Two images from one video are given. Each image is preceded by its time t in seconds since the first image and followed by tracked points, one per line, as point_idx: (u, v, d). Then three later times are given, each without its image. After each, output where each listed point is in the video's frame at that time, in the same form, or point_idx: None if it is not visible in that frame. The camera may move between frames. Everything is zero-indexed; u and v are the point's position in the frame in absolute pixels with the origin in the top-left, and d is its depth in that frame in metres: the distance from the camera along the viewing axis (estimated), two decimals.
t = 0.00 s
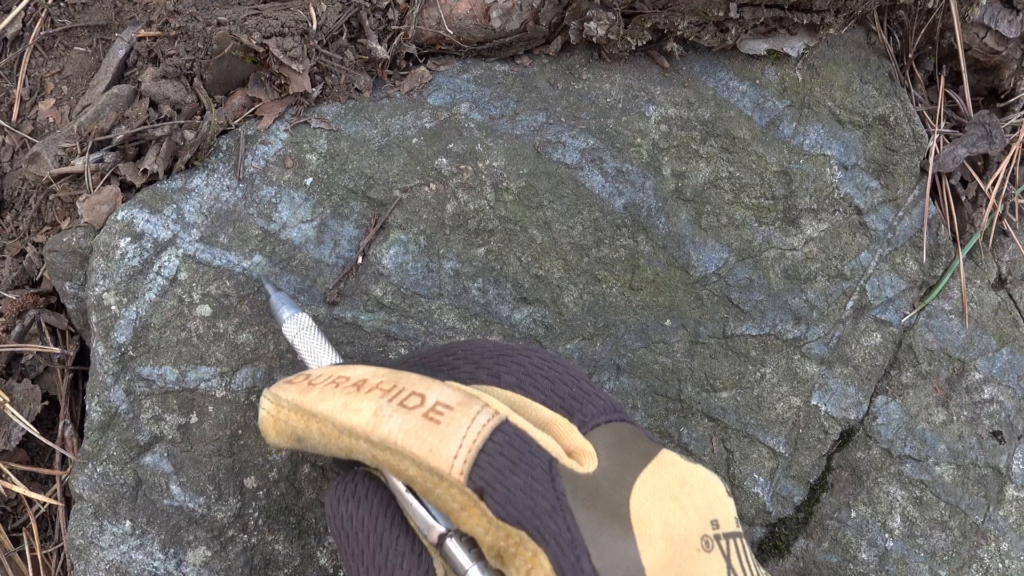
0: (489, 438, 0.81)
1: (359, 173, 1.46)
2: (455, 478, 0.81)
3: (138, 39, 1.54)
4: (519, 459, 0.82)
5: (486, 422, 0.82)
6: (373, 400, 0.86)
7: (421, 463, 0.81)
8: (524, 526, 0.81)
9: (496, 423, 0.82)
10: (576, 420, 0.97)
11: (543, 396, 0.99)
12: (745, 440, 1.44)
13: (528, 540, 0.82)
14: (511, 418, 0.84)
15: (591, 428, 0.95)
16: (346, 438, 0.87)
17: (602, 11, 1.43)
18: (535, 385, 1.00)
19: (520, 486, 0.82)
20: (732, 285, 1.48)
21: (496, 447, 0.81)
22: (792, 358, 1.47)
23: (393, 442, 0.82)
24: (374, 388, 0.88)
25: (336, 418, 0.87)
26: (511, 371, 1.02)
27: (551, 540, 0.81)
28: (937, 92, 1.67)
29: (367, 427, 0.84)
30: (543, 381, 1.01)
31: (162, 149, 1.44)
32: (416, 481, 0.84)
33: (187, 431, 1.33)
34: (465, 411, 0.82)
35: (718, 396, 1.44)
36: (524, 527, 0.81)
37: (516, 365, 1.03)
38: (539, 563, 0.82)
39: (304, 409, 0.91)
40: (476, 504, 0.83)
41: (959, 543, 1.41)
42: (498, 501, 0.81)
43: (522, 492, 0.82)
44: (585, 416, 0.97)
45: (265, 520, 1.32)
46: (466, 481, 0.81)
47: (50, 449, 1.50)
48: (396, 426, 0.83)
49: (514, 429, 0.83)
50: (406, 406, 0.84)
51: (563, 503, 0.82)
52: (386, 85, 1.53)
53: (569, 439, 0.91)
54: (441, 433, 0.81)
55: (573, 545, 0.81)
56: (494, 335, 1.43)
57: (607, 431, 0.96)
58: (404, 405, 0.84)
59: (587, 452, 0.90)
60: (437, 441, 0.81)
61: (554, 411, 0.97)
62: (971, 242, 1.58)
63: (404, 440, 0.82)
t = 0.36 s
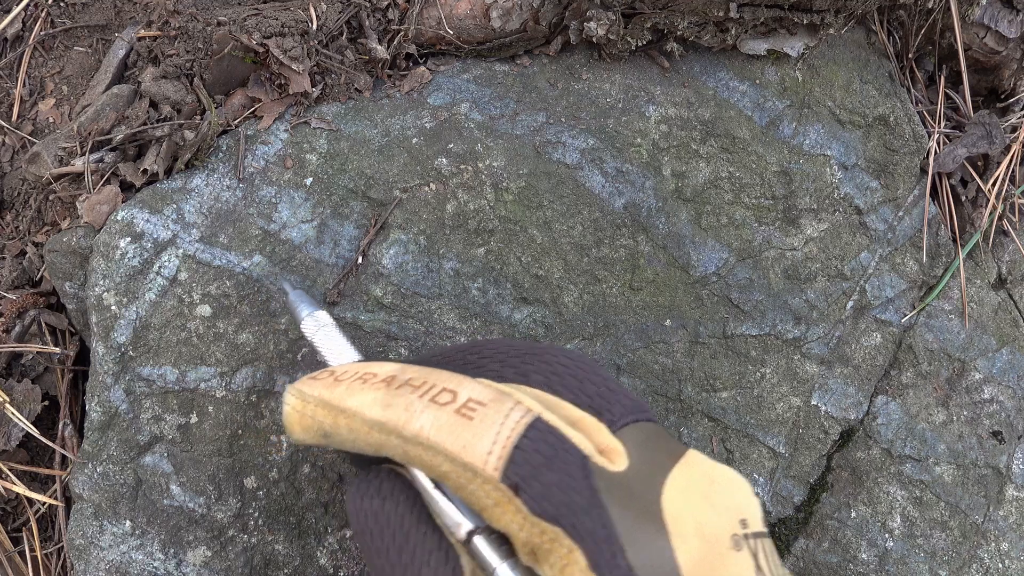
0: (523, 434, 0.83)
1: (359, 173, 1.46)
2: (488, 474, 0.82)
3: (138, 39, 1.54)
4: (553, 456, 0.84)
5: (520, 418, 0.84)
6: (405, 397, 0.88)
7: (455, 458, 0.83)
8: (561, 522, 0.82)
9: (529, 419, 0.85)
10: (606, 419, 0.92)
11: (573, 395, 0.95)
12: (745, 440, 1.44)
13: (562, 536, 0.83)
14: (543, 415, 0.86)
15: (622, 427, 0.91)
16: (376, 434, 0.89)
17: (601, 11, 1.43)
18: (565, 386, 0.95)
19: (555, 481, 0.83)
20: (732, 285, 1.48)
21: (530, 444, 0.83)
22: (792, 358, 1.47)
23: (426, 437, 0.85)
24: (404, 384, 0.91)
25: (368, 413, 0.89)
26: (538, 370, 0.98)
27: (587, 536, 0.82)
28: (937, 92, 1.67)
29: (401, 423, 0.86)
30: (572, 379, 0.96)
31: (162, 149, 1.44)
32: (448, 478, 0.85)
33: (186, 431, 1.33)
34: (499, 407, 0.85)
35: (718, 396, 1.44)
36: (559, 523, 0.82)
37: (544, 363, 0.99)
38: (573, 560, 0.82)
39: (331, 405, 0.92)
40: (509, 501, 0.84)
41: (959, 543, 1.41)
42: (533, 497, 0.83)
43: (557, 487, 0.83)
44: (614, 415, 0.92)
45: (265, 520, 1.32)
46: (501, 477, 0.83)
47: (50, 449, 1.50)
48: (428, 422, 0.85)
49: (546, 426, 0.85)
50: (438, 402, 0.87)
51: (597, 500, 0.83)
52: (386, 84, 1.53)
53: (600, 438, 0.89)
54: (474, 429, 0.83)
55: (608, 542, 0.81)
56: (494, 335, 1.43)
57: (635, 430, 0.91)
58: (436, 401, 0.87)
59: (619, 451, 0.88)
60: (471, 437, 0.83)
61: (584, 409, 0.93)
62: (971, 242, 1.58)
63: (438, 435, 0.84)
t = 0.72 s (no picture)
0: (523, 381, 0.85)
1: (359, 173, 1.46)
2: (493, 421, 0.84)
3: (138, 39, 1.54)
4: (556, 398, 0.85)
5: (519, 367, 0.86)
6: (400, 355, 0.90)
7: (458, 409, 0.85)
8: (570, 462, 0.83)
9: (527, 368, 0.87)
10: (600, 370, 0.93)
11: (562, 348, 0.94)
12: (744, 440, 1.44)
13: (573, 476, 0.83)
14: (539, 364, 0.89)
15: (618, 376, 0.93)
16: (372, 393, 0.90)
17: (601, 11, 1.43)
18: (556, 343, 0.94)
19: (562, 423, 0.84)
20: (732, 285, 1.48)
21: (532, 389, 0.85)
22: (792, 358, 1.47)
23: (425, 390, 0.86)
24: (394, 344, 0.92)
25: (361, 374, 0.89)
26: (526, 329, 0.95)
27: (599, 473, 0.82)
28: (937, 92, 1.67)
29: (398, 379, 0.87)
30: (564, 338, 0.96)
31: (162, 149, 1.44)
32: (452, 429, 0.87)
33: (186, 431, 1.33)
34: (496, 359, 0.87)
35: (718, 396, 1.44)
36: (568, 463, 0.83)
37: (532, 325, 0.96)
38: (586, 499, 0.83)
39: (317, 370, 0.92)
40: (517, 446, 0.85)
41: (959, 543, 1.41)
42: (540, 439, 0.83)
43: (565, 429, 0.84)
44: (608, 365, 0.95)
45: (265, 520, 1.32)
46: (506, 423, 0.84)
47: (50, 449, 1.50)
48: (426, 376, 0.87)
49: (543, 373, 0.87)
50: (434, 357, 0.89)
51: (606, 439, 0.83)
52: (386, 84, 1.53)
53: (600, 385, 0.90)
54: (474, 378, 0.85)
55: (621, 478, 0.81)
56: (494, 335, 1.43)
57: (633, 378, 0.94)
58: (431, 356, 0.89)
59: (620, 397, 0.89)
60: (472, 387, 0.85)
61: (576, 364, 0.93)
62: (971, 242, 1.58)
63: (438, 388, 0.86)
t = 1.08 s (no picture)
0: (468, 373, 0.88)
1: (360, 173, 1.46)
2: (441, 413, 0.86)
3: (138, 39, 1.54)
4: (500, 385, 0.88)
5: (462, 360, 0.89)
6: (342, 356, 0.91)
7: (405, 405, 0.86)
8: (522, 443, 0.85)
9: (470, 361, 0.89)
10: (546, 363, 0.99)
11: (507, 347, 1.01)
12: (745, 440, 1.44)
13: (526, 457, 0.85)
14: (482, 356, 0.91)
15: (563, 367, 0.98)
16: (315, 398, 0.90)
17: (602, 11, 1.43)
18: (498, 341, 1.01)
19: (509, 408, 0.86)
20: (732, 285, 1.48)
21: (477, 378, 0.88)
22: (792, 358, 1.47)
23: (369, 390, 0.87)
24: (336, 347, 0.93)
25: (304, 379, 0.90)
26: (469, 329, 1.02)
27: (552, 451, 0.85)
28: (937, 92, 1.67)
29: (341, 381, 0.88)
30: (503, 334, 1.02)
31: (162, 149, 1.43)
32: (401, 426, 0.88)
33: (186, 431, 1.33)
34: (440, 353, 0.89)
35: (718, 396, 1.44)
36: (519, 445, 0.85)
37: (473, 324, 1.03)
38: (541, 479, 0.84)
39: (261, 379, 0.93)
40: (468, 435, 0.86)
41: (959, 543, 1.41)
42: (490, 425, 0.86)
43: (513, 413, 0.86)
44: (553, 357, 0.99)
45: (265, 520, 1.32)
46: (455, 413, 0.86)
47: (50, 449, 1.50)
48: (371, 375, 0.88)
49: (487, 364, 0.90)
50: (376, 356, 0.90)
51: (556, 419, 0.87)
52: (386, 85, 1.53)
53: (546, 374, 0.94)
54: (420, 374, 0.87)
55: (574, 454, 0.84)
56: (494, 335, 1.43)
57: (577, 366, 0.98)
58: (374, 356, 0.90)
59: (568, 384, 0.93)
60: (418, 381, 0.86)
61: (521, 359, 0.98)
62: (971, 242, 1.58)
63: (382, 386, 0.86)
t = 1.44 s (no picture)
0: (527, 298, 0.94)
1: (360, 173, 1.46)
2: (498, 330, 0.92)
3: (138, 39, 1.54)
4: (558, 315, 0.93)
5: (524, 286, 0.95)
6: (410, 269, 0.98)
7: (464, 318, 0.93)
8: (571, 369, 0.90)
9: (530, 288, 0.95)
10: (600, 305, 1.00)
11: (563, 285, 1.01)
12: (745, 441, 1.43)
13: (574, 384, 0.89)
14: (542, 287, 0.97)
15: (616, 308, 0.99)
16: (377, 300, 0.96)
17: (601, 11, 1.43)
18: (557, 275, 1.00)
19: (563, 334, 0.91)
20: (732, 285, 1.48)
21: (537, 304, 0.93)
22: (792, 358, 1.47)
23: (432, 300, 0.94)
24: (404, 261, 1.00)
25: (369, 282, 0.97)
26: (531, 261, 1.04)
27: (597, 380, 0.88)
28: (937, 92, 1.67)
29: (407, 290, 0.95)
30: (564, 272, 1.01)
31: (162, 149, 1.43)
32: (456, 338, 0.94)
33: (186, 431, 1.33)
34: (504, 277, 0.96)
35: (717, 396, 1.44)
36: (570, 370, 0.90)
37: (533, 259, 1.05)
38: (585, 406, 0.88)
39: (326, 279, 0.98)
40: (519, 355, 0.92)
41: (959, 543, 1.41)
42: (542, 348, 0.91)
43: (566, 339, 0.91)
44: (608, 300, 1.00)
45: (265, 519, 1.32)
46: (511, 331, 0.92)
47: (50, 449, 1.50)
48: (436, 288, 0.95)
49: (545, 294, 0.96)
50: (444, 274, 0.97)
51: (608, 352, 0.90)
52: (386, 85, 1.53)
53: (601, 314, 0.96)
54: (483, 293, 0.94)
55: (621, 387, 0.87)
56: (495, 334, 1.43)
57: (630, 312, 0.99)
58: (441, 272, 0.97)
59: (621, 324, 0.95)
60: (480, 299, 0.94)
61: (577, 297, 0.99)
62: (971, 242, 1.58)
63: (446, 299, 0.94)
